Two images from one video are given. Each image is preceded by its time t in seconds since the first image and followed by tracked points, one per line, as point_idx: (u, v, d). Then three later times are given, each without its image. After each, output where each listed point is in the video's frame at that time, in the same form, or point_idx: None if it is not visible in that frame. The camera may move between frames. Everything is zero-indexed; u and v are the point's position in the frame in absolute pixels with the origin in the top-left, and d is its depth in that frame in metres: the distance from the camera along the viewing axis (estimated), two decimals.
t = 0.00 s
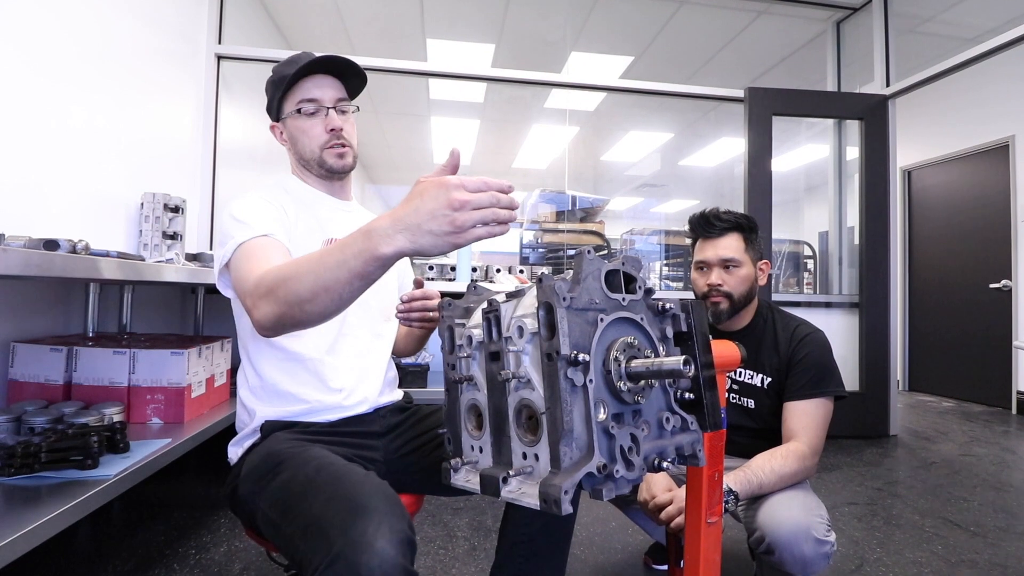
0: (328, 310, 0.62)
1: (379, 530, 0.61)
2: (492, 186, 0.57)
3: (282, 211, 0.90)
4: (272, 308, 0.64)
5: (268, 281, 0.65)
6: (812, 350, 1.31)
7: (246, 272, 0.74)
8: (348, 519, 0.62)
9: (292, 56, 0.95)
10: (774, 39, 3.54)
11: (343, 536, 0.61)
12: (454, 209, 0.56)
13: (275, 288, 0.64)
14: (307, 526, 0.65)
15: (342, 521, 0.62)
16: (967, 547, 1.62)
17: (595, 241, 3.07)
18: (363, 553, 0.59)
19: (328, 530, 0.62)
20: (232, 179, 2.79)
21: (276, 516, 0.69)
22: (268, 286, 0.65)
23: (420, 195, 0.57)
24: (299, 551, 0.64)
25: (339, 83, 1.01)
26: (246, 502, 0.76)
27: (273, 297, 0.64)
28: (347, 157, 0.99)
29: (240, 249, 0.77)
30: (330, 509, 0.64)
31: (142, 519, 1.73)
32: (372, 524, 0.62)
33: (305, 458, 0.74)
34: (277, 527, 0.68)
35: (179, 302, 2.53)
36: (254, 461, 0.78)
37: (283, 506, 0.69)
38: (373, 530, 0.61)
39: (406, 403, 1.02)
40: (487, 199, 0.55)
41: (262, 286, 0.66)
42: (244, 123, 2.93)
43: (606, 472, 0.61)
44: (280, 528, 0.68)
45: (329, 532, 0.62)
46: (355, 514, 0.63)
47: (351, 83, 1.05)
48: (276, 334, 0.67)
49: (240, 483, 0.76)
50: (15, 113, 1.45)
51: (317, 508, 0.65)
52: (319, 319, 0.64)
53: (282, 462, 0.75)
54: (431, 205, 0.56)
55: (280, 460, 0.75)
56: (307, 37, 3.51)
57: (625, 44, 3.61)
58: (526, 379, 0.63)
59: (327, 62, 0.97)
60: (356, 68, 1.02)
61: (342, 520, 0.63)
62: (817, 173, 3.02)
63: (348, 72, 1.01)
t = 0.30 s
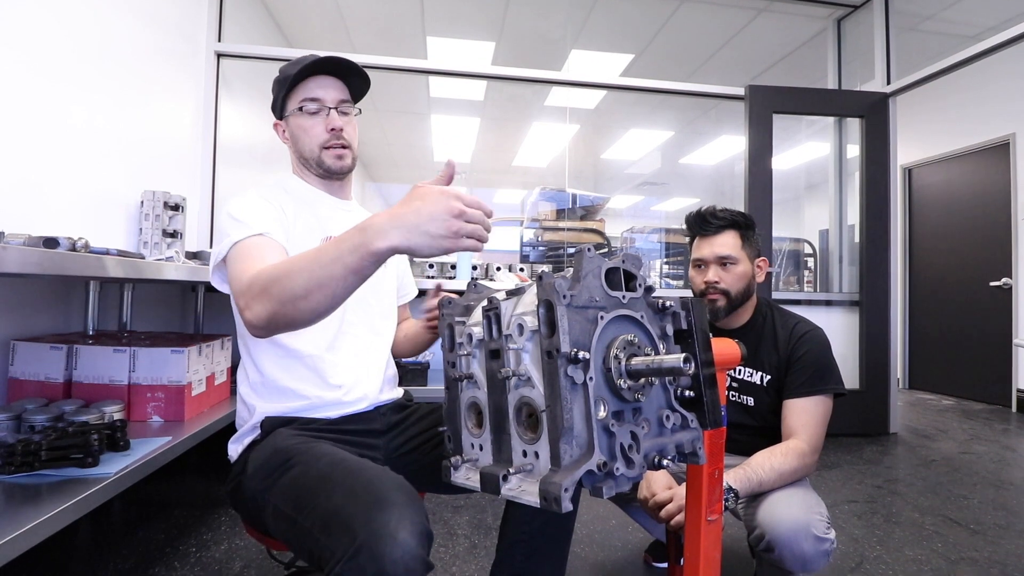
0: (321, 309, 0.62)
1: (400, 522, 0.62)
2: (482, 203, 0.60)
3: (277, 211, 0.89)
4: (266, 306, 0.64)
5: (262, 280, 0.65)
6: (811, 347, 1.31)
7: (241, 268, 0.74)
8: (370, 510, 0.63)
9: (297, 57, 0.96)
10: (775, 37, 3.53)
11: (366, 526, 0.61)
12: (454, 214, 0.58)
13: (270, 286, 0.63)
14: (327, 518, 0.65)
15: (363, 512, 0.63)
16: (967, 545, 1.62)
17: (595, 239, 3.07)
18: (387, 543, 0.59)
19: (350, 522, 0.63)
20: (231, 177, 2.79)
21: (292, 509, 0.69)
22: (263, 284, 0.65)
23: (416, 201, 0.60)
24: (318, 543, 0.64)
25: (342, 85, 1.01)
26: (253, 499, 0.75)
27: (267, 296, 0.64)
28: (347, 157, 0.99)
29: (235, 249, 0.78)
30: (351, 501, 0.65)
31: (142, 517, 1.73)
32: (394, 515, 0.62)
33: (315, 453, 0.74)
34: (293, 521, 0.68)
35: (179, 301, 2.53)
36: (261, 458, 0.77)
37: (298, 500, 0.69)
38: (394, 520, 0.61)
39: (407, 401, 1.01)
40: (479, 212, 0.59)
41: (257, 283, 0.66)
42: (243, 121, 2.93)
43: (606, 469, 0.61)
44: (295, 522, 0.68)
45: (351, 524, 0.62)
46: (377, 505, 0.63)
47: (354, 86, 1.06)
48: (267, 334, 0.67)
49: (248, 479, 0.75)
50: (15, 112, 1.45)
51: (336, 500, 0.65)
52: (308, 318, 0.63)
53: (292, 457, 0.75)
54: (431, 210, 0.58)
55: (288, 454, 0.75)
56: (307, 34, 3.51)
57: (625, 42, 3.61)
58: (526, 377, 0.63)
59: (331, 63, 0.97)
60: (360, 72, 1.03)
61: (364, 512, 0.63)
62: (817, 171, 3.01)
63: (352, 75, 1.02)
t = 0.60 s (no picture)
0: (330, 313, 0.62)
1: (414, 504, 0.63)
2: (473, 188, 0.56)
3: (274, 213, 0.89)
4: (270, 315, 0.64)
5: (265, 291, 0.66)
6: (811, 346, 1.31)
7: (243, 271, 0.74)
8: (384, 492, 0.63)
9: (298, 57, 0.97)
10: (775, 35, 3.53)
11: (382, 507, 0.62)
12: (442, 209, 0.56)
13: (275, 294, 0.64)
14: (341, 502, 0.65)
15: (378, 494, 0.63)
16: (967, 544, 1.62)
17: (596, 238, 3.07)
18: (402, 525, 0.60)
19: (365, 502, 0.63)
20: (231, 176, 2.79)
21: (303, 496, 0.69)
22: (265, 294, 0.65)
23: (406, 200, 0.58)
24: (332, 526, 0.65)
25: (345, 85, 1.01)
26: (255, 491, 0.75)
27: (273, 304, 0.64)
28: (342, 156, 0.97)
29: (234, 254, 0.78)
30: (365, 483, 0.65)
31: (143, 516, 1.73)
32: (409, 497, 0.63)
33: (324, 441, 0.75)
34: (304, 508, 0.69)
35: (180, 299, 2.53)
36: (264, 450, 0.77)
37: (310, 487, 0.69)
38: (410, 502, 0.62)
39: (406, 400, 1.01)
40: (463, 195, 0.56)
41: (262, 292, 0.66)
42: (243, 120, 2.93)
43: (606, 468, 0.61)
44: (305, 508, 0.68)
45: (367, 504, 0.63)
46: (392, 488, 0.64)
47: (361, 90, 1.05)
48: (278, 341, 0.67)
49: (254, 468, 0.75)
50: (15, 111, 1.45)
51: (350, 484, 0.66)
52: (319, 322, 0.64)
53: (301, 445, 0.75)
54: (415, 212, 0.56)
55: (297, 443, 0.76)
56: (307, 33, 3.50)
57: (626, 41, 3.61)
58: (526, 375, 0.63)
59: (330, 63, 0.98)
60: (363, 74, 1.02)
61: (379, 494, 0.63)
62: (817, 170, 3.01)
63: (353, 77, 1.02)
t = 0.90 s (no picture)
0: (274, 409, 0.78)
1: (380, 499, 0.66)
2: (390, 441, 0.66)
3: (267, 222, 0.89)
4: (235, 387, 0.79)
5: (235, 372, 0.77)
6: (809, 345, 1.31)
7: (231, 314, 0.81)
8: (353, 489, 0.67)
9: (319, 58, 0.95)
10: (775, 34, 3.53)
11: (348, 502, 0.65)
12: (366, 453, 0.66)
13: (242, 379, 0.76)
14: (313, 498, 0.68)
15: (346, 491, 0.67)
16: (964, 542, 1.63)
17: (595, 236, 3.07)
18: (369, 518, 0.63)
19: (333, 498, 0.66)
20: (229, 174, 2.79)
21: (281, 492, 0.72)
22: (238, 373, 0.77)
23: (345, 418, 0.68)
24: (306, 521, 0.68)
25: (362, 92, 1.00)
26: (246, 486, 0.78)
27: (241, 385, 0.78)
28: (353, 162, 0.97)
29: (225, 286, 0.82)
30: (335, 483, 0.68)
31: (142, 513, 1.74)
32: (375, 493, 0.66)
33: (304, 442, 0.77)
34: (283, 502, 0.71)
35: (179, 298, 2.53)
36: (257, 446, 0.80)
37: (288, 483, 0.72)
38: (372, 497, 0.65)
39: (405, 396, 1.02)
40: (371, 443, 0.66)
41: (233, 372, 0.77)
42: (241, 117, 2.92)
43: (605, 465, 0.61)
44: (283, 503, 0.71)
45: (334, 499, 0.66)
46: (359, 485, 0.67)
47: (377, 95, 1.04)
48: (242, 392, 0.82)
49: (241, 465, 0.78)
50: (12, 108, 1.44)
51: (321, 483, 0.69)
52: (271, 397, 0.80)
53: (285, 444, 0.78)
54: (342, 443, 0.67)
55: (281, 442, 0.78)
56: (306, 31, 3.50)
57: (625, 39, 3.60)
58: (526, 373, 0.63)
59: (352, 70, 0.97)
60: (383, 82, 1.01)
61: (347, 491, 0.67)
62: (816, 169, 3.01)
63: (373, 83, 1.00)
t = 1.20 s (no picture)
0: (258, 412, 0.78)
1: (362, 486, 0.66)
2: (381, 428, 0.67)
3: (264, 225, 0.87)
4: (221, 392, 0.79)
5: (222, 376, 0.78)
6: (809, 338, 1.31)
7: (221, 316, 0.81)
8: (335, 476, 0.67)
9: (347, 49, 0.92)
10: (776, 28, 3.51)
11: (329, 489, 0.66)
12: (353, 441, 0.68)
13: (230, 381, 0.76)
14: (297, 487, 0.69)
15: (327, 478, 0.67)
16: (962, 534, 1.63)
17: (594, 231, 3.07)
18: (349, 505, 0.63)
19: (315, 487, 0.67)
20: (227, 168, 2.77)
21: (269, 480, 0.72)
22: (224, 377, 0.77)
23: (337, 409, 0.70)
24: (291, 509, 0.68)
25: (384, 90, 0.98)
26: (240, 476, 0.79)
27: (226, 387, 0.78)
28: (369, 157, 0.95)
29: (218, 288, 0.83)
30: (319, 471, 0.69)
31: (141, 507, 1.74)
32: (357, 480, 0.67)
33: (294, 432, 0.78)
34: (270, 491, 0.72)
35: (177, 292, 2.52)
36: (254, 437, 0.81)
37: (275, 472, 0.72)
38: (354, 486, 0.65)
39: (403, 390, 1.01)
40: (364, 429, 0.67)
41: (223, 374, 0.77)
42: (239, 111, 2.91)
43: (604, 457, 0.61)
44: (271, 491, 0.72)
45: (317, 487, 0.67)
46: (342, 473, 0.68)
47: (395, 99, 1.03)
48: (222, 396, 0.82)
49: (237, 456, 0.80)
50: (7, 100, 1.43)
51: (306, 471, 0.69)
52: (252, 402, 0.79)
53: (277, 435, 0.78)
54: (332, 429, 0.68)
55: (274, 433, 0.79)
56: (305, 23, 3.48)
57: (625, 32, 3.59)
58: (524, 365, 0.63)
59: (380, 66, 0.95)
60: (408, 87, 1.01)
61: (329, 478, 0.67)
62: (816, 163, 3.00)
63: (396, 85, 1.00)
